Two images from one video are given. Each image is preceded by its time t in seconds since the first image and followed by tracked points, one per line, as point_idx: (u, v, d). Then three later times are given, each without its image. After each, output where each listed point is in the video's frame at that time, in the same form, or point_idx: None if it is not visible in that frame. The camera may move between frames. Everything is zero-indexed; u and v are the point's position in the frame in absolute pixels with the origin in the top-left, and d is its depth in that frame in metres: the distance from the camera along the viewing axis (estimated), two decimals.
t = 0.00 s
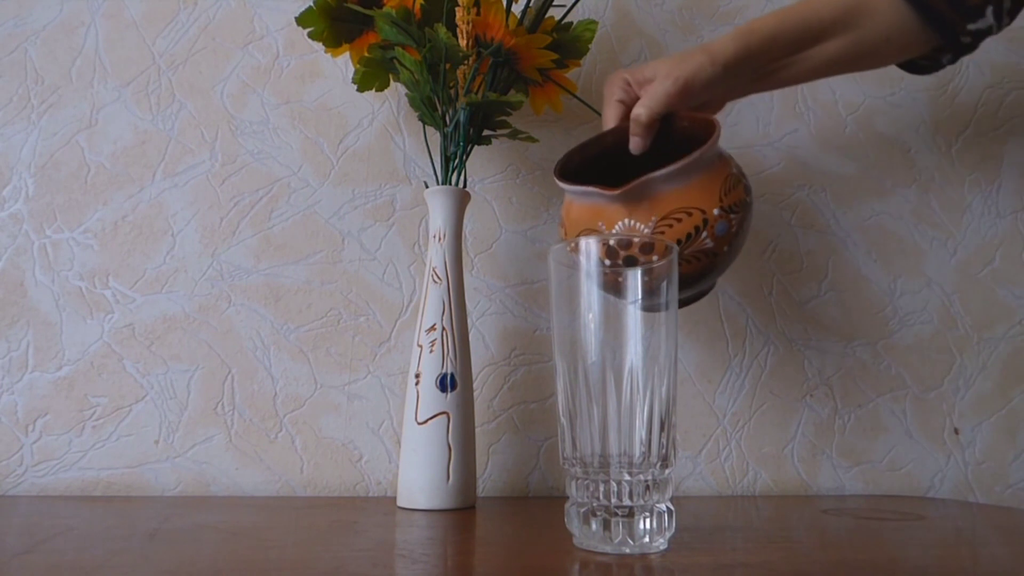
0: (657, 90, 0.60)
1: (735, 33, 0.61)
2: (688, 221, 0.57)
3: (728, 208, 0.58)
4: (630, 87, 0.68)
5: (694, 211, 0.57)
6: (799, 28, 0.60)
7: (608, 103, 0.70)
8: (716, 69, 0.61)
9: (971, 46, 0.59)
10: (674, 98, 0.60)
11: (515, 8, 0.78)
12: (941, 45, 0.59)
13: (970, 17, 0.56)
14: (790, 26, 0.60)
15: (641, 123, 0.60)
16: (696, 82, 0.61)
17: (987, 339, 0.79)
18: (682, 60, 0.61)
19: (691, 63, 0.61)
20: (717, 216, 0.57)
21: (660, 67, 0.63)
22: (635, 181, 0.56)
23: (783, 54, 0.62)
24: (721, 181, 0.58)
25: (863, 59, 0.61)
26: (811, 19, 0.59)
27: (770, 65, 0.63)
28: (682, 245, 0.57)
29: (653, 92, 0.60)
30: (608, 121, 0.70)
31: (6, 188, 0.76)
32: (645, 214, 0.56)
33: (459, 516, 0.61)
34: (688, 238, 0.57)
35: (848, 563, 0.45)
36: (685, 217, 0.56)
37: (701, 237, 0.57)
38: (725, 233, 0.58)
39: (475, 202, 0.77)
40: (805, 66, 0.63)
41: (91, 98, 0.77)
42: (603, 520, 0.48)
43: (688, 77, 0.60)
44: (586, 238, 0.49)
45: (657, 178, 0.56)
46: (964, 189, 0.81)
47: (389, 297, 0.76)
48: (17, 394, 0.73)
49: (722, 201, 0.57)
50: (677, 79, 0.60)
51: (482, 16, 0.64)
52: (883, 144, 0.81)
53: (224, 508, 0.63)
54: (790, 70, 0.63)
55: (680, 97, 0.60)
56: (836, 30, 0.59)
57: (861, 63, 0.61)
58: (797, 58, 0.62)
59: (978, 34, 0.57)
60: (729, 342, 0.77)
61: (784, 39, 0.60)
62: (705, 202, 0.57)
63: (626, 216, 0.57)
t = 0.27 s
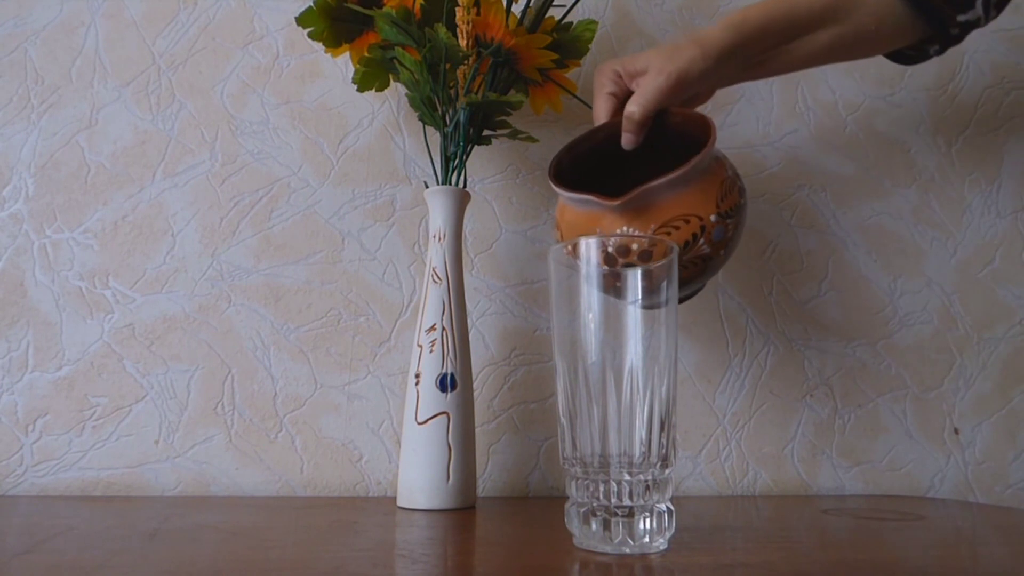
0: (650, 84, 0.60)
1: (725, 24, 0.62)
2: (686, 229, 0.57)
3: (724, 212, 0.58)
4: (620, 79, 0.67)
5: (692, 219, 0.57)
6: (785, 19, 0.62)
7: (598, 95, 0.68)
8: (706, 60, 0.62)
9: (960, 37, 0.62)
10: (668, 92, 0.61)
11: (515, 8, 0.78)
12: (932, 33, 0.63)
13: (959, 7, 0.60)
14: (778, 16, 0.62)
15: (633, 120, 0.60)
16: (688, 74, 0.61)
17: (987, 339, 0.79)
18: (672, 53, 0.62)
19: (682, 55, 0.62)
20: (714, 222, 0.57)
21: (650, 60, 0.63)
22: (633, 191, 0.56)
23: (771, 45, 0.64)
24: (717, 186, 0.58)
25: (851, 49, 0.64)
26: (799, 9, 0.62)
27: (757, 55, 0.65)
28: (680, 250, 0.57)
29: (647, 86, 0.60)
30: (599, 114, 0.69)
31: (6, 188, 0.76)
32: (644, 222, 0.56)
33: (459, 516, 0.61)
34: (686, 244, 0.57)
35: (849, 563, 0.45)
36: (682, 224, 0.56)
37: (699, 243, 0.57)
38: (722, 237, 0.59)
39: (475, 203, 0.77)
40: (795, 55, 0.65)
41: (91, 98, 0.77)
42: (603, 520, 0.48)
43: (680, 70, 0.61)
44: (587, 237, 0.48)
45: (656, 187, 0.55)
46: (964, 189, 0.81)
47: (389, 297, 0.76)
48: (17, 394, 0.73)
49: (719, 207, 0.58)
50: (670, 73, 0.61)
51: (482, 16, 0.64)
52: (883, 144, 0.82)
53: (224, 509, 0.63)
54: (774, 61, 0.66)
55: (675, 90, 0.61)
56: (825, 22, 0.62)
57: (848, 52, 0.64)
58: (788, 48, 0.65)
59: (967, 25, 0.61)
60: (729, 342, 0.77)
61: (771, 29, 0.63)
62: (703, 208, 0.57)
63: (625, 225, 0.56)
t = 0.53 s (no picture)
0: (644, 82, 0.59)
1: (717, 15, 0.62)
2: (683, 238, 0.57)
3: (718, 219, 0.58)
4: (611, 72, 0.66)
5: (690, 229, 0.57)
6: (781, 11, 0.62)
7: (590, 89, 0.68)
8: (700, 55, 0.61)
9: (947, 30, 0.66)
10: (662, 90, 0.59)
11: (515, 8, 0.78)
12: (923, 24, 0.65)
13: None
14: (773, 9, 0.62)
15: (628, 120, 0.59)
16: (683, 70, 0.60)
17: (987, 339, 0.79)
18: (666, 47, 0.61)
19: (676, 51, 0.60)
20: (710, 230, 0.58)
21: (644, 54, 0.62)
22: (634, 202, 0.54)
23: (765, 37, 0.64)
24: (714, 195, 0.58)
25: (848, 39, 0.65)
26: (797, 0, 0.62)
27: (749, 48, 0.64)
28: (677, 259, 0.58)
29: (642, 83, 0.59)
30: (590, 109, 0.68)
31: (6, 188, 0.76)
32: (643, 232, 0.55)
33: (459, 516, 0.61)
34: (682, 253, 0.57)
35: (849, 563, 0.45)
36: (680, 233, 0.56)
37: (694, 251, 0.58)
38: (715, 244, 0.59)
39: (475, 203, 0.77)
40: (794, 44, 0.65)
41: (91, 98, 0.77)
42: (603, 519, 0.48)
43: (675, 66, 0.60)
44: (587, 237, 0.49)
45: (658, 198, 0.54)
46: (964, 189, 0.81)
47: (389, 296, 0.76)
48: (17, 394, 0.73)
49: (715, 216, 0.58)
50: (665, 69, 0.59)
51: (482, 16, 0.64)
52: (883, 144, 0.82)
53: (224, 508, 0.63)
54: (771, 51, 0.66)
55: (670, 87, 0.60)
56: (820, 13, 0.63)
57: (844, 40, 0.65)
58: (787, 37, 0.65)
59: (957, 17, 0.64)
60: (729, 342, 0.77)
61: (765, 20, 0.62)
62: (701, 218, 0.57)
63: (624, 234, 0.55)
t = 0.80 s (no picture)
0: (640, 77, 0.57)
1: (711, 10, 0.60)
2: (681, 236, 0.57)
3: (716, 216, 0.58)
4: (606, 66, 0.65)
5: (687, 227, 0.57)
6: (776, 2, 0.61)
7: (585, 85, 0.66)
8: (695, 49, 0.59)
9: (941, 25, 0.66)
10: (658, 86, 0.57)
11: (515, 8, 0.78)
12: (916, 19, 0.65)
13: None
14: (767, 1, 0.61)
15: (624, 116, 0.57)
16: (679, 65, 0.58)
17: (987, 339, 0.79)
18: (661, 41, 0.59)
19: (672, 46, 0.58)
20: (707, 227, 0.58)
21: (639, 48, 0.60)
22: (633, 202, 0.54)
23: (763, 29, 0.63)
24: (712, 192, 0.58)
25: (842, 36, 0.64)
26: None
27: (744, 41, 0.62)
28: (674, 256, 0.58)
29: (637, 78, 0.57)
30: (586, 105, 0.66)
31: (6, 188, 0.76)
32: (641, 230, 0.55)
33: (459, 516, 0.61)
34: (680, 250, 0.57)
35: (849, 562, 0.45)
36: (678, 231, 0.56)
37: (693, 248, 0.58)
38: (713, 241, 0.59)
39: (475, 203, 0.77)
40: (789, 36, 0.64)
41: (91, 98, 0.77)
42: (603, 519, 0.48)
43: (671, 61, 0.58)
44: (586, 238, 0.48)
45: (656, 198, 0.54)
46: (964, 189, 0.81)
47: (389, 297, 0.76)
48: (17, 394, 0.73)
49: (713, 213, 0.58)
50: (661, 64, 0.57)
51: (482, 16, 0.64)
52: (883, 144, 0.82)
53: (224, 508, 0.63)
54: (767, 44, 0.64)
55: (666, 82, 0.58)
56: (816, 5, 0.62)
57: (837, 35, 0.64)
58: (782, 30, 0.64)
59: (950, 12, 0.64)
60: (729, 342, 0.77)
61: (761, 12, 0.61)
62: (698, 216, 0.57)
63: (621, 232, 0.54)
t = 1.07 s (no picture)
0: (638, 72, 0.57)
1: (709, 1, 0.59)
2: (682, 232, 0.57)
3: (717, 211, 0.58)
4: (603, 60, 0.64)
5: (689, 223, 0.57)
6: None
7: (582, 79, 0.65)
8: (694, 41, 0.59)
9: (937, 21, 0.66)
10: (656, 81, 0.57)
11: (515, 8, 0.78)
12: (912, 14, 0.66)
13: None
14: None
15: (622, 111, 0.57)
16: (678, 58, 0.58)
17: (987, 338, 0.79)
18: (659, 35, 0.58)
19: (670, 40, 0.58)
20: (708, 223, 0.58)
21: (637, 41, 0.60)
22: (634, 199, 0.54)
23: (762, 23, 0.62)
24: (712, 187, 0.58)
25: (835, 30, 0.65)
26: None
27: (742, 34, 0.62)
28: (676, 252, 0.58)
29: (635, 74, 0.57)
30: (583, 99, 0.65)
31: (6, 188, 0.76)
32: (641, 227, 0.55)
33: (459, 516, 0.61)
34: (681, 246, 0.57)
35: (849, 563, 0.45)
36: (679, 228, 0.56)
37: (694, 243, 0.58)
38: (714, 236, 0.59)
39: (475, 203, 0.77)
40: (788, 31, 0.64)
41: (91, 98, 0.77)
42: (603, 518, 0.48)
43: (669, 55, 0.58)
44: (587, 237, 0.48)
45: (657, 195, 0.54)
46: (964, 189, 0.81)
47: (389, 296, 0.76)
48: (17, 394, 0.73)
49: (714, 208, 0.58)
50: (659, 59, 0.57)
51: (482, 16, 0.65)
52: (883, 144, 0.81)
53: (224, 508, 0.63)
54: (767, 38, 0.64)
55: (665, 76, 0.58)
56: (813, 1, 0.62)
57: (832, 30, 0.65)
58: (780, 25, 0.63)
59: (946, 8, 0.64)
60: (729, 342, 0.77)
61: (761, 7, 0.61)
62: (699, 212, 0.57)
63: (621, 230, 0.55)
